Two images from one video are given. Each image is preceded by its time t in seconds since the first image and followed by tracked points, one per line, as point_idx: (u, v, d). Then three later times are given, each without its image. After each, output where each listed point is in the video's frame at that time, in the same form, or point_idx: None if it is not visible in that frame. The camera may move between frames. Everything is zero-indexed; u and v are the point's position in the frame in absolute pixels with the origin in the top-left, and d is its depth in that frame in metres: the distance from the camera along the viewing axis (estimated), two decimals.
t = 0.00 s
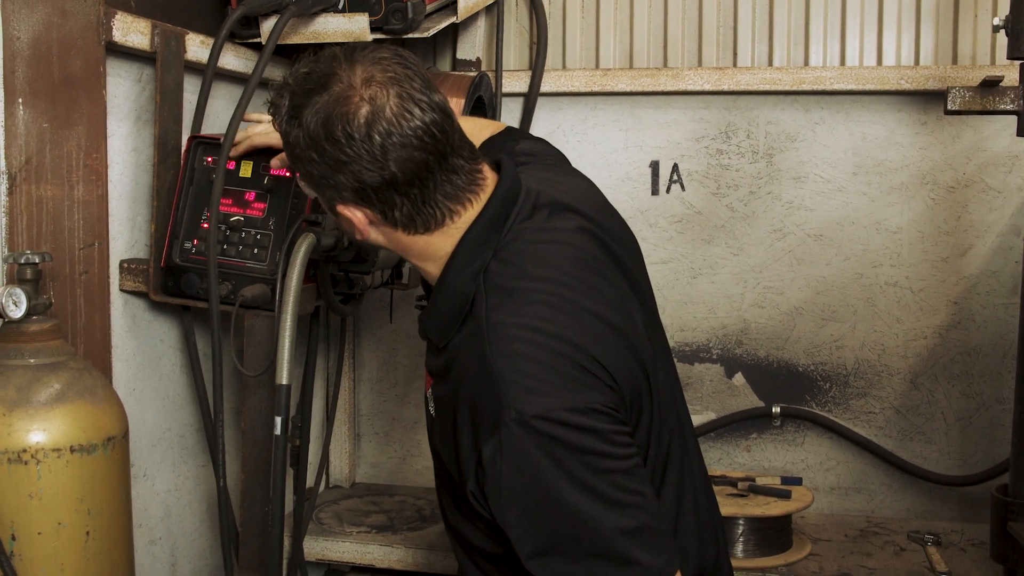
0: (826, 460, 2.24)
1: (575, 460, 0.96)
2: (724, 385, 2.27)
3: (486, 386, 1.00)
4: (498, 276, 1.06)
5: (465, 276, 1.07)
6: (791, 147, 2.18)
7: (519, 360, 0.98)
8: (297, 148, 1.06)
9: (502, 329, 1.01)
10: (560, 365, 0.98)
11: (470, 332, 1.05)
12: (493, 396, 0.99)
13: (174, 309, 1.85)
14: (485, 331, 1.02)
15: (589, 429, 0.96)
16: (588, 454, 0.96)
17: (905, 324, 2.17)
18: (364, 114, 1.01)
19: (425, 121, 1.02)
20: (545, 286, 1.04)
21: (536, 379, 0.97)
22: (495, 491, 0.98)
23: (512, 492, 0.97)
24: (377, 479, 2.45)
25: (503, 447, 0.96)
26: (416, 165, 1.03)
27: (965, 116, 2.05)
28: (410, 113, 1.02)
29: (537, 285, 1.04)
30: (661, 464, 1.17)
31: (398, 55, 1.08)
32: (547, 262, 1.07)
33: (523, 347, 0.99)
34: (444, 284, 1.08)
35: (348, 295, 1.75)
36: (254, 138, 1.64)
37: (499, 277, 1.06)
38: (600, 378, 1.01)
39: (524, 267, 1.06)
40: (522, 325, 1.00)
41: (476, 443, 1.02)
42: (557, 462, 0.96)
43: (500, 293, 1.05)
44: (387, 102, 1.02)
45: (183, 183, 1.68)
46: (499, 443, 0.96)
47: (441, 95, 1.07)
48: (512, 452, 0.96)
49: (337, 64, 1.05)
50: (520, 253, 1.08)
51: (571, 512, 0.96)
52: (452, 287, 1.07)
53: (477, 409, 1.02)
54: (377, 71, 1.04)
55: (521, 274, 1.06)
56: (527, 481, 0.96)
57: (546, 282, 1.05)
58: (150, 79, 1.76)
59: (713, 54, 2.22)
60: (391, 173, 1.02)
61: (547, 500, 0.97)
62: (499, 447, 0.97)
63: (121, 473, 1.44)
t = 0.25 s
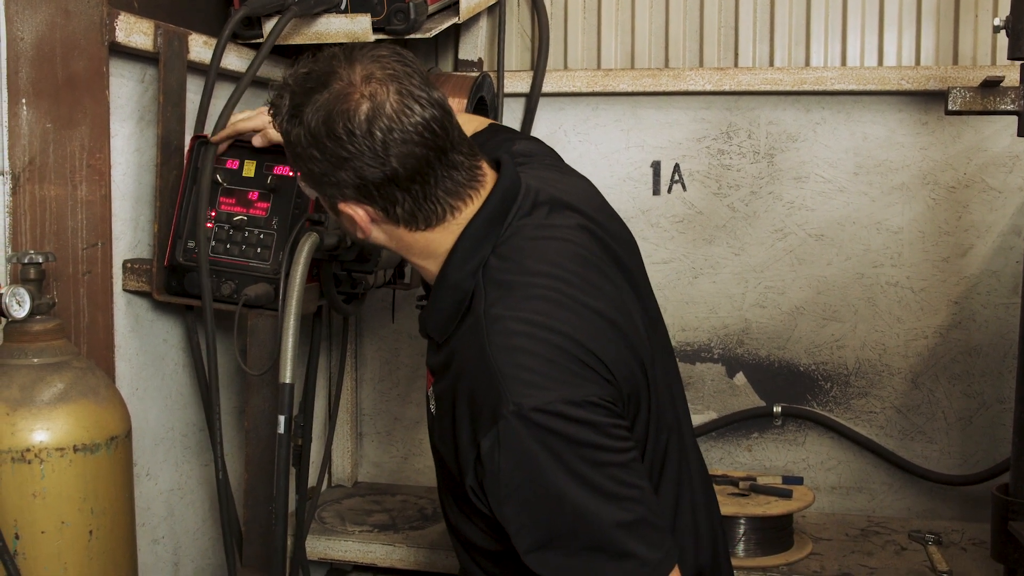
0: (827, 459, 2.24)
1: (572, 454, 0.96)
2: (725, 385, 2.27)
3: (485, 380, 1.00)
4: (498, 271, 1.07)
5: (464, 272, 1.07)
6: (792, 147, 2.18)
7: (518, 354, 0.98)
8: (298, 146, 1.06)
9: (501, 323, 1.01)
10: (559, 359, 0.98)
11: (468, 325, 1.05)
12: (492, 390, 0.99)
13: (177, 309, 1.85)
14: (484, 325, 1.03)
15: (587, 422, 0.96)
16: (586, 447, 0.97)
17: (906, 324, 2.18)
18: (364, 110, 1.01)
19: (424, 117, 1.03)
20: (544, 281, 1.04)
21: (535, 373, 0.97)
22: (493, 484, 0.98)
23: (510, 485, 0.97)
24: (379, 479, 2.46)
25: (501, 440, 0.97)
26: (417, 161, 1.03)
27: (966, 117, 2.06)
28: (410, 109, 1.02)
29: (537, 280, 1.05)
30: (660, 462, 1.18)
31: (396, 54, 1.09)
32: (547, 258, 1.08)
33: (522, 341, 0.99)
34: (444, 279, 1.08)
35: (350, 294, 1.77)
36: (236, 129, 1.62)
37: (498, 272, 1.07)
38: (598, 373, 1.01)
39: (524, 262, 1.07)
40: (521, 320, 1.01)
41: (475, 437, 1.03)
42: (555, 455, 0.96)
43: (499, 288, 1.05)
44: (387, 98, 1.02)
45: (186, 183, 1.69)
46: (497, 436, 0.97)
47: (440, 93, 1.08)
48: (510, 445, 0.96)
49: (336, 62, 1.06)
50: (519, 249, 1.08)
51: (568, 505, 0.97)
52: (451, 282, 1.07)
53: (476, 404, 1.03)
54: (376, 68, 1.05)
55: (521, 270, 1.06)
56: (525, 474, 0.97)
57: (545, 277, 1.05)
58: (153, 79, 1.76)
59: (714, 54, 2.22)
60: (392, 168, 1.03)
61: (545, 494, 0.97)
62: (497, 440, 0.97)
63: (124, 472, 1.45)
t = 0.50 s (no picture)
0: (828, 459, 2.25)
1: (571, 452, 0.96)
2: (727, 385, 2.27)
3: (484, 378, 1.00)
4: (497, 269, 1.07)
5: (464, 270, 1.07)
6: (793, 147, 2.18)
7: (518, 351, 0.99)
8: (298, 147, 1.06)
9: (501, 320, 1.02)
10: (558, 357, 0.99)
11: (468, 323, 1.06)
12: (490, 388, 0.99)
13: (179, 309, 1.85)
14: (483, 323, 1.03)
15: (585, 420, 0.97)
16: (584, 446, 0.97)
17: (908, 324, 2.18)
18: (363, 109, 1.02)
19: (423, 115, 1.03)
20: (543, 280, 1.05)
21: (534, 371, 0.97)
22: (491, 482, 0.98)
23: (507, 482, 0.97)
24: (381, 478, 2.46)
25: (499, 437, 0.97)
26: (417, 159, 1.04)
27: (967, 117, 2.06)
28: (409, 107, 1.03)
29: (536, 278, 1.05)
30: (659, 462, 1.18)
31: (394, 54, 1.09)
32: (547, 257, 1.08)
33: (520, 339, 0.99)
34: (444, 278, 1.09)
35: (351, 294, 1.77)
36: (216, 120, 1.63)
37: (497, 270, 1.07)
38: (597, 371, 1.01)
39: (523, 261, 1.07)
40: (521, 318, 1.01)
41: (474, 435, 1.03)
42: (553, 453, 0.96)
43: (499, 287, 1.05)
44: (386, 97, 1.02)
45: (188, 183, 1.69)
46: (495, 433, 0.97)
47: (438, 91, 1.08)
48: (508, 443, 0.96)
49: (334, 62, 1.06)
50: (519, 248, 1.09)
51: (565, 503, 0.97)
52: (451, 280, 1.08)
53: (474, 401, 1.03)
54: (374, 68, 1.05)
55: (520, 268, 1.06)
56: (523, 471, 0.97)
57: (544, 275, 1.06)
58: (155, 80, 1.76)
59: (716, 54, 2.22)
60: (393, 166, 1.03)
61: (543, 491, 0.97)
62: (495, 438, 0.97)
63: (127, 472, 1.45)
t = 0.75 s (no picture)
0: (829, 459, 2.25)
1: (571, 452, 0.97)
2: (728, 384, 2.28)
3: (484, 379, 1.01)
4: (498, 270, 1.07)
5: (466, 271, 1.08)
6: (794, 147, 2.18)
7: (519, 352, 0.99)
8: (302, 151, 1.07)
9: (502, 322, 1.02)
10: (559, 358, 0.99)
11: (469, 323, 1.06)
12: (491, 388, 1.00)
13: (181, 309, 1.86)
14: (484, 324, 1.03)
15: (585, 421, 0.97)
16: (584, 446, 0.97)
17: (909, 324, 2.18)
18: (366, 111, 1.02)
19: (426, 116, 1.04)
20: (543, 281, 1.05)
21: (535, 372, 0.98)
22: (491, 483, 0.99)
23: (508, 482, 0.98)
24: (383, 478, 2.46)
25: (499, 437, 0.97)
26: (421, 160, 1.04)
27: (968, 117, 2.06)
28: (412, 109, 1.03)
29: (536, 280, 1.05)
30: (660, 462, 1.18)
31: (395, 56, 1.10)
32: (547, 258, 1.08)
33: (521, 341, 1.00)
34: (446, 279, 1.09)
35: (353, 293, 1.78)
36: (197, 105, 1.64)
37: (498, 271, 1.07)
38: (597, 372, 1.01)
39: (524, 262, 1.07)
40: (521, 319, 1.01)
41: (475, 436, 1.03)
42: (553, 453, 0.96)
43: (500, 288, 1.06)
44: (388, 99, 1.03)
45: (190, 184, 1.69)
46: (496, 433, 0.97)
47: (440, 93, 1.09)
48: (508, 443, 0.97)
49: (336, 66, 1.06)
50: (520, 249, 1.09)
51: (565, 504, 0.97)
52: (453, 280, 1.08)
53: (475, 402, 1.03)
54: (376, 71, 1.06)
55: (521, 269, 1.07)
56: (523, 472, 0.97)
57: (545, 277, 1.06)
58: (158, 80, 1.77)
59: (717, 55, 2.23)
60: (396, 168, 1.03)
61: (543, 491, 0.97)
62: (495, 438, 0.98)
63: (129, 471, 1.45)
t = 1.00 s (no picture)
0: (830, 459, 2.25)
1: (582, 460, 0.97)
2: (729, 384, 2.28)
3: (495, 387, 1.01)
4: (505, 276, 1.08)
5: (473, 278, 1.08)
6: (795, 148, 2.19)
7: (527, 360, 0.99)
8: (302, 162, 1.06)
9: (509, 329, 1.02)
10: (567, 365, 0.99)
11: (479, 330, 1.06)
12: (502, 396, 1.00)
13: (183, 309, 1.86)
14: (494, 331, 1.03)
15: (596, 429, 0.97)
16: (595, 453, 0.97)
17: (910, 324, 2.18)
18: (366, 121, 1.01)
19: (426, 123, 1.03)
20: (551, 287, 1.05)
21: (544, 379, 0.98)
22: (504, 491, 0.99)
23: (520, 490, 0.98)
24: (384, 478, 2.47)
25: (510, 445, 0.97)
26: (422, 168, 1.04)
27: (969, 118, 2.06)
28: (411, 117, 1.03)
29: (543, 285, 1.05)
30: (668, 464, 1.18)
31: (392, 61, 1.09)
32: (554, 263, 1.08)
33: (531, 348, 1.00)
34: (453, 284, 1.09)
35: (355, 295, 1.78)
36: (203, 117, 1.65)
37: (506, 277, 1.08)
38: (607, 378, 1.01)
39: (531, 267, 1.08)
40: (529, 326, 1.02)
41: (485, 443, 1.04)
42: (565, 461, 0.97)
43: (507, 294, 1.06)
44: (388, 108, 1.02)
45: (192, 184, 1.69)
46: (508, 442, 0.97)
47: (439, 97, 1.08)
48: (520, 452, 0.97)
49: (333, 74, 1.05)
50: (526, 254, 1.09)
51: (577, 511, 0.97)
52: (461, 287, 1.08)
53: (486, 410, 1.03)
54: (375, 78, 1.05)
55: (528, 275, 1.07)
56: (535, 479, 0.97)
57: (553, 282, 1.06)
58: (160, 81, 1.77)
59: (718, 55, 2.23)
60: (398, 177, 1.03)
61: (554, 498, 0.98)
62: (506, 447, 0.98)
63: (131, 471, 1.46)
